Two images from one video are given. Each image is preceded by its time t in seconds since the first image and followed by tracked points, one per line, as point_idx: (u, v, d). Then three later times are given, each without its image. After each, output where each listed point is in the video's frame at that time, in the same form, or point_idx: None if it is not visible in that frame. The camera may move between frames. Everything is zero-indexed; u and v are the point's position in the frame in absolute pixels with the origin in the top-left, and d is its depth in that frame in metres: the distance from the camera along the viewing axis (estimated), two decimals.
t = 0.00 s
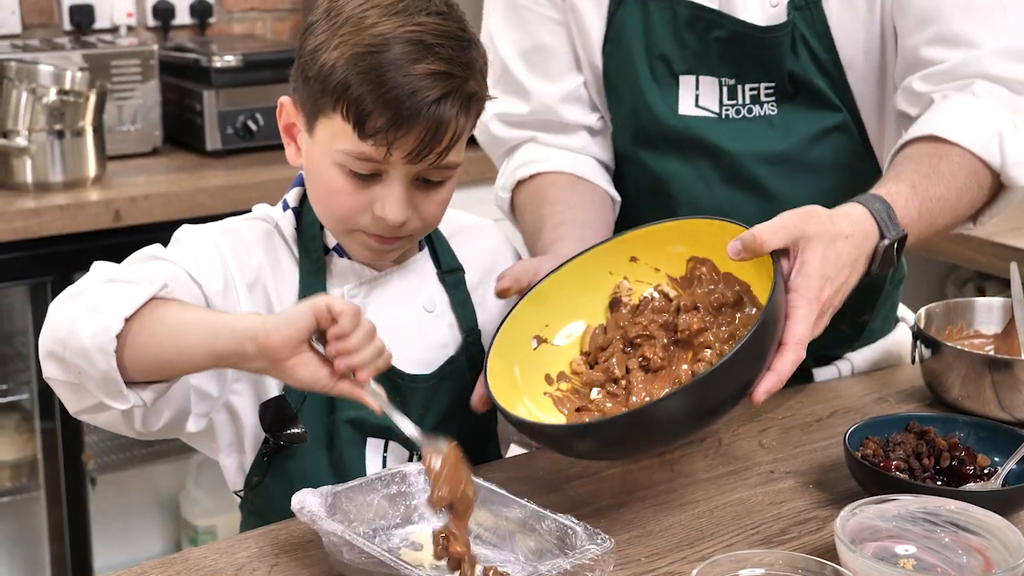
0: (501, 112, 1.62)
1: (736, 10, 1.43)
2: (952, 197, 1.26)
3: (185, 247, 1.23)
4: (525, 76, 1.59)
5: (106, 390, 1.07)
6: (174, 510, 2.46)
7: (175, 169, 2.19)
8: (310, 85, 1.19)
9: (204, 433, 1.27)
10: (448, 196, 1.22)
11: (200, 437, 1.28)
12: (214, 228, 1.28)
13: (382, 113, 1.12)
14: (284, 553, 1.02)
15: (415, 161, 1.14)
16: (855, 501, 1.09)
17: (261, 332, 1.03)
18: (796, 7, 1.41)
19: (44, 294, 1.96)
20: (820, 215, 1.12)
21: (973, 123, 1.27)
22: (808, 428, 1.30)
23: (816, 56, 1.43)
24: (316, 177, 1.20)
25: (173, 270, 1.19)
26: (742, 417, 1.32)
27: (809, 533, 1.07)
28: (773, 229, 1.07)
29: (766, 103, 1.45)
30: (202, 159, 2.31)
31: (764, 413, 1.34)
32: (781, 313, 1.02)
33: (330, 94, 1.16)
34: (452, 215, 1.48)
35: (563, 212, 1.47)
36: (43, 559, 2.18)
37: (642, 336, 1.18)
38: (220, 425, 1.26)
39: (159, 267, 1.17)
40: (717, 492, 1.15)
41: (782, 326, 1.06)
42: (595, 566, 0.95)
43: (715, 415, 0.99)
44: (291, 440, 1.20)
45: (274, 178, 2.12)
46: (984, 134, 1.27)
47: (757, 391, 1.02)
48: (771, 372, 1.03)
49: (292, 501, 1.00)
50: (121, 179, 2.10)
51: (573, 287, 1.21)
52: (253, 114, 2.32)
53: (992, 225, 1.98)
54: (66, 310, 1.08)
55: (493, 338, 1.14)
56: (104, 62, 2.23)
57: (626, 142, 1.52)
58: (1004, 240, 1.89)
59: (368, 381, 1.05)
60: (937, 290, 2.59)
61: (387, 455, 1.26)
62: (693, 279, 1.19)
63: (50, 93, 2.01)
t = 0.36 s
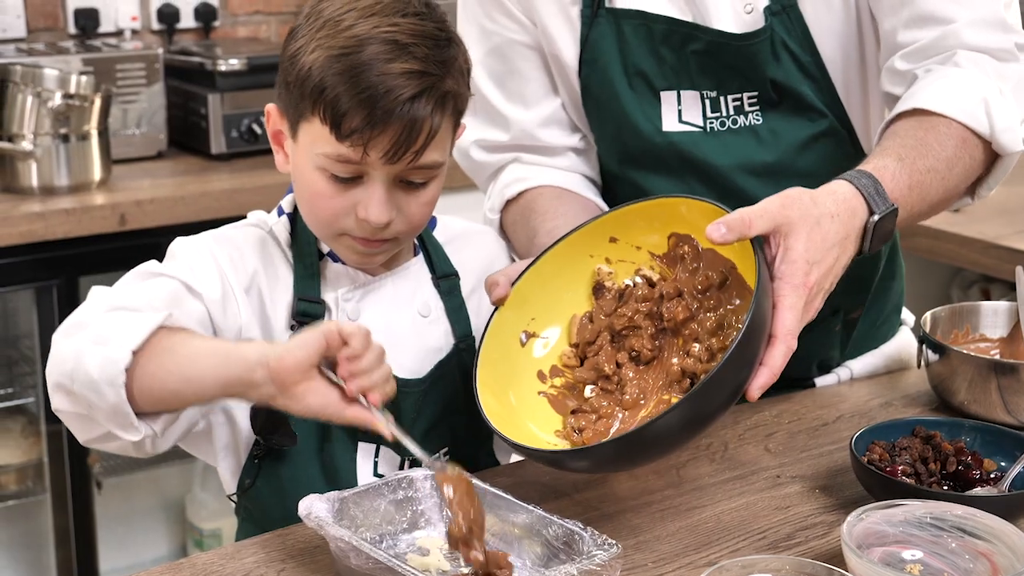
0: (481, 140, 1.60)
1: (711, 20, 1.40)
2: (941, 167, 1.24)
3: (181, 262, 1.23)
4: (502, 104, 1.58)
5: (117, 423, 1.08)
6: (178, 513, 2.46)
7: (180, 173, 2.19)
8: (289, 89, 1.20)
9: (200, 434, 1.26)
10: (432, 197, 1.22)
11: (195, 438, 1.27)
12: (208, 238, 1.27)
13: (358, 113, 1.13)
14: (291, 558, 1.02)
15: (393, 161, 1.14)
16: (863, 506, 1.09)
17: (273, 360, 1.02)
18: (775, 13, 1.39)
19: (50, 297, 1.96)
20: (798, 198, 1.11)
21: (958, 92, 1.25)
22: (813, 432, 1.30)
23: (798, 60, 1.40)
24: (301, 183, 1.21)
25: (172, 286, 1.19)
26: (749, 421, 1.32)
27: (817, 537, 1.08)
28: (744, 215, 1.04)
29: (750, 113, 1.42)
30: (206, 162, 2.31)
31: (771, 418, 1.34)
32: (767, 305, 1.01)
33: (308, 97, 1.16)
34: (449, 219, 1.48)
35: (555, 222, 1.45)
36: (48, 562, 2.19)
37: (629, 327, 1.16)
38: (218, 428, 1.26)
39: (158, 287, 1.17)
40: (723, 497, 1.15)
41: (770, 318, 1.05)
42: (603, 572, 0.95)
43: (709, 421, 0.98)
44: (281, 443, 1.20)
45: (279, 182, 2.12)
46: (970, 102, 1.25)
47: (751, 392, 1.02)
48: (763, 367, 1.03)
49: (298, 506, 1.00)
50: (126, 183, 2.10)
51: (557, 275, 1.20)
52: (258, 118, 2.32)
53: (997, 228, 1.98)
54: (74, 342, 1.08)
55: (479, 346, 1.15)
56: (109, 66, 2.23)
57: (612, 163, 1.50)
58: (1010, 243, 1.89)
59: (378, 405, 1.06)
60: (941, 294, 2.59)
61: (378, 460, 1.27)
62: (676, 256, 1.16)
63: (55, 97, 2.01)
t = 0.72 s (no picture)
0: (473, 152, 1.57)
1: (702, 27, 1.40)
2: (934, 161, 1.24)
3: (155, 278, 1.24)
4: (495, 117, 1.55)
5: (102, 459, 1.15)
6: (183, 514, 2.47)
7: (184, 174, 2.20)
8: (258, 101, 1.22)
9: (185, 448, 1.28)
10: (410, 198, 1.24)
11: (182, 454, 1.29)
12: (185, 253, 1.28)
13: (331, 116, 1.16)
14: (296, 560, 1.02)
15: (369, 161, 1.16)
16: (867, 508, 1.09)
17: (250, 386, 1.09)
18: (765, 18, 1.40)
19: (55, 298, 1.96)
20: (790, 197, 1.11)
21: (949, 88, 1.26)
22: (819, 434, 1.30)
23: (791, 63, 1.41)
24: (277, 194, 1.22)
25: (149, 310, 1.20)
26: (753, 424, 1.32)
27: (822, 540, 1.07)
28: (734, 212, 1.05)
29: (744, 117, 1.43)
30: (211, 164, 2.31)
31: (775, 420, 1.33)
32: (760, 304, 1.01)
33: (278, 105, 1.19)
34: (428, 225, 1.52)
35: (555, 227, 1.44)
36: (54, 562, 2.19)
37: (624, 331, 1.16)
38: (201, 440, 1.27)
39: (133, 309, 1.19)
40: (727, 500, 1.15)
41: (764, 317, 1.05)
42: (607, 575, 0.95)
43: (706, 422, 0.99)
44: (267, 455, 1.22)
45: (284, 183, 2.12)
46: (961, 98, 1.25)
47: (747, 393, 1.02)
48: (758, 367, 1.02)
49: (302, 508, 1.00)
50: (131, 184, 2.11)
51: (554, 277, 1.20)
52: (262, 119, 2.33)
53: (1002, 229, 1.97)
54: (53, 378, 1.14)
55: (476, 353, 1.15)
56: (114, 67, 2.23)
57: (605, 170, 1.50)
58: (1015, 244, 1.88)
59: (362, 421, 1.10)
60: (946, 294, 2.58)
61: (364, 470, 1.27)
62: (672, 257, 1.16)
63: (60, 99, 2.01)
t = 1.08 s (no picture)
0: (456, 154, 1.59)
1: (682, 28, 1.41)
2: (912, 158, 1.25)
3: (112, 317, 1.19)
4: (477, 118, 1.57)
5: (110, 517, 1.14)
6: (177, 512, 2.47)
7: (178, 172, 2.20)
8: (254, 98, 1.21)
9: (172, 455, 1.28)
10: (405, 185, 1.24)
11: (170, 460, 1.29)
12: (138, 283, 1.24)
13: (342, 101, 1.16)
14: (288, 557, 1.02)
15: (386, 141, 1.18)
16: (858, 505, 1.10)
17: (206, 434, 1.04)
18: (744, 17, 1.40)
19: (48, 297, 1.96)
20: (768, 194, 1.12)
21: (929, 87, 1.26)
22: (810, 432, 1.30)
23: (770, 63, 1.41)
24: (281, 189, 1.22)
25: (119, 350, 1.17)
26: (745, 421, 1.32)
27: (813, 537, 1.08)
28: (714, 210, 1.05)
29: (725, 116, 1.43)
30: (205, 162, 2.31)
31: (767, 418, 1.34)
32: (740, 300, 1.01)
33: (281, 98, 1.18)
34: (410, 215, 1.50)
35: (543, 227, 1.45)
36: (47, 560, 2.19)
37: (608, 334, 1.15)
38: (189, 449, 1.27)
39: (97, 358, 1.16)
40: (718, 497, 1.15)
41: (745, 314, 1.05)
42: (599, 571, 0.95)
43: (690, 417, 0.99)
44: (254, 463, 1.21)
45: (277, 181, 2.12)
46: (941, 97, 1.26)
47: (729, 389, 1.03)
48: (739, 363, 1.03)
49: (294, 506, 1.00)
50: (124, 182, 2.10)
51: (540, 279, 1.21)
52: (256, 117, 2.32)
53: (995, 228, 1.98)
54: (41, 453, 1.12)
55: (463, 357, 1.16)
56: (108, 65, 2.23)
57: (586, 169, 1.50)
58: (1007, 244, 1.89)
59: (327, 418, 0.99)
60: (939, 294, 2.59)
61: (352, 468, 1.28)
62: (658, 257, 1.16)
63: (53, 96, 2.01)
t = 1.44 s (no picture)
0: (450, 155, 1.59)
1: (676, 27, 1.41)
2: (902, 160, 1.26)
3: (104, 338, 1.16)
4: (471, 117, 1.57)
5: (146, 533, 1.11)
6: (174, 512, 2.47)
7: (175, 171, 2.20)
8: (242, 102, 1.19)
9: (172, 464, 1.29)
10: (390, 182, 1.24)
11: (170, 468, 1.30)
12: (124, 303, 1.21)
13: (337, 103, 1.16)
14: (284, 555, 1.03)
15: (376, 143, 1.19)
16: (853, 504, 1.10)
17: (286, 448, 1.05)
18: (738, 18, 1.40)
19: (45, 296, 1.96)
20: (755, 198, 1.12)
21: (918, 88, 1.27)
22: (806, 431, 1.31)
23: (765, 63, 1.42)
24: (271, 196, 1.21)
25: (123, 360, 1.14)
26: (741, 421, 1.32)
27: (809, 536, 1.08)
28: (703, 216, 1.05)
29: (719, 116, 1.44)
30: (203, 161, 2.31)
31: (763, 417, 1.34)
32: (731, 305, 1.02)
33: (272, 102, 1.17)
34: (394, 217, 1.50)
35: (538, 228, 1.45)
36: (43, 560, 2.19)
37: (598, 342, 1.14)
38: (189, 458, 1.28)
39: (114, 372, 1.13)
40: (714, 496, 1.16)
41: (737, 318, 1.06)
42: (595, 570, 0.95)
43: (686, 423, 0.99)
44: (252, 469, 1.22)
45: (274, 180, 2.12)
46: (930, 98, 1.27)
47: (723, 395, 1.03)
48: (733, 368, 1.03)
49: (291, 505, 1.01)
50: (122, 181, 2.11)
51: (529, 285, 1.21)
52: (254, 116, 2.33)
53: (991, 228, 1.98)
54: (71, 471, 1.08)
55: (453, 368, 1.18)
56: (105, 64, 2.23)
57: (580, 169, 1.50)
58: (1003, 244, 1.89)
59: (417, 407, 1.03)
60: (936, 293, 2.59)
61: (347, 473, 1.28)
62: (647, 261, 1.16)
63: (51, 96, 2.01)
